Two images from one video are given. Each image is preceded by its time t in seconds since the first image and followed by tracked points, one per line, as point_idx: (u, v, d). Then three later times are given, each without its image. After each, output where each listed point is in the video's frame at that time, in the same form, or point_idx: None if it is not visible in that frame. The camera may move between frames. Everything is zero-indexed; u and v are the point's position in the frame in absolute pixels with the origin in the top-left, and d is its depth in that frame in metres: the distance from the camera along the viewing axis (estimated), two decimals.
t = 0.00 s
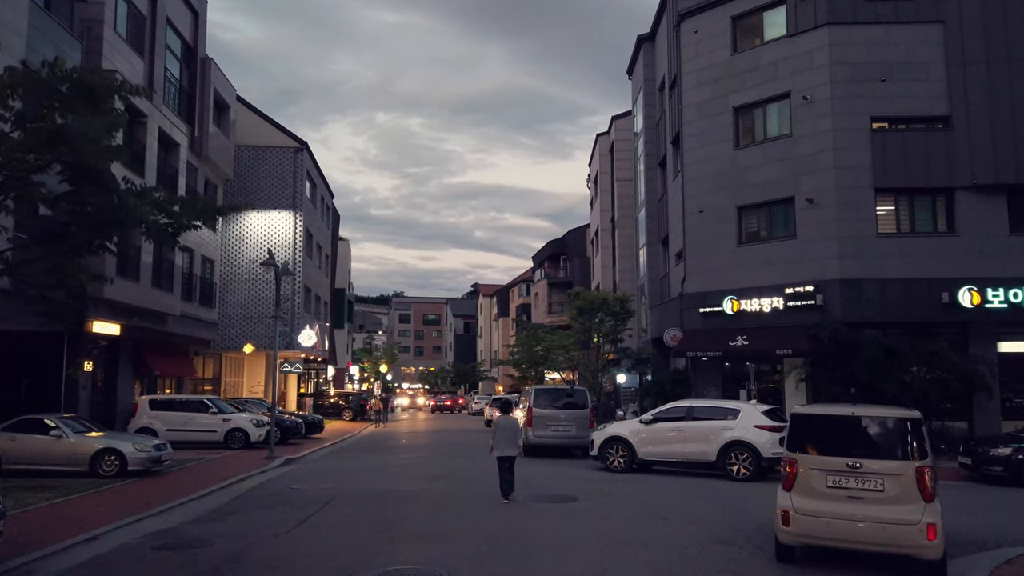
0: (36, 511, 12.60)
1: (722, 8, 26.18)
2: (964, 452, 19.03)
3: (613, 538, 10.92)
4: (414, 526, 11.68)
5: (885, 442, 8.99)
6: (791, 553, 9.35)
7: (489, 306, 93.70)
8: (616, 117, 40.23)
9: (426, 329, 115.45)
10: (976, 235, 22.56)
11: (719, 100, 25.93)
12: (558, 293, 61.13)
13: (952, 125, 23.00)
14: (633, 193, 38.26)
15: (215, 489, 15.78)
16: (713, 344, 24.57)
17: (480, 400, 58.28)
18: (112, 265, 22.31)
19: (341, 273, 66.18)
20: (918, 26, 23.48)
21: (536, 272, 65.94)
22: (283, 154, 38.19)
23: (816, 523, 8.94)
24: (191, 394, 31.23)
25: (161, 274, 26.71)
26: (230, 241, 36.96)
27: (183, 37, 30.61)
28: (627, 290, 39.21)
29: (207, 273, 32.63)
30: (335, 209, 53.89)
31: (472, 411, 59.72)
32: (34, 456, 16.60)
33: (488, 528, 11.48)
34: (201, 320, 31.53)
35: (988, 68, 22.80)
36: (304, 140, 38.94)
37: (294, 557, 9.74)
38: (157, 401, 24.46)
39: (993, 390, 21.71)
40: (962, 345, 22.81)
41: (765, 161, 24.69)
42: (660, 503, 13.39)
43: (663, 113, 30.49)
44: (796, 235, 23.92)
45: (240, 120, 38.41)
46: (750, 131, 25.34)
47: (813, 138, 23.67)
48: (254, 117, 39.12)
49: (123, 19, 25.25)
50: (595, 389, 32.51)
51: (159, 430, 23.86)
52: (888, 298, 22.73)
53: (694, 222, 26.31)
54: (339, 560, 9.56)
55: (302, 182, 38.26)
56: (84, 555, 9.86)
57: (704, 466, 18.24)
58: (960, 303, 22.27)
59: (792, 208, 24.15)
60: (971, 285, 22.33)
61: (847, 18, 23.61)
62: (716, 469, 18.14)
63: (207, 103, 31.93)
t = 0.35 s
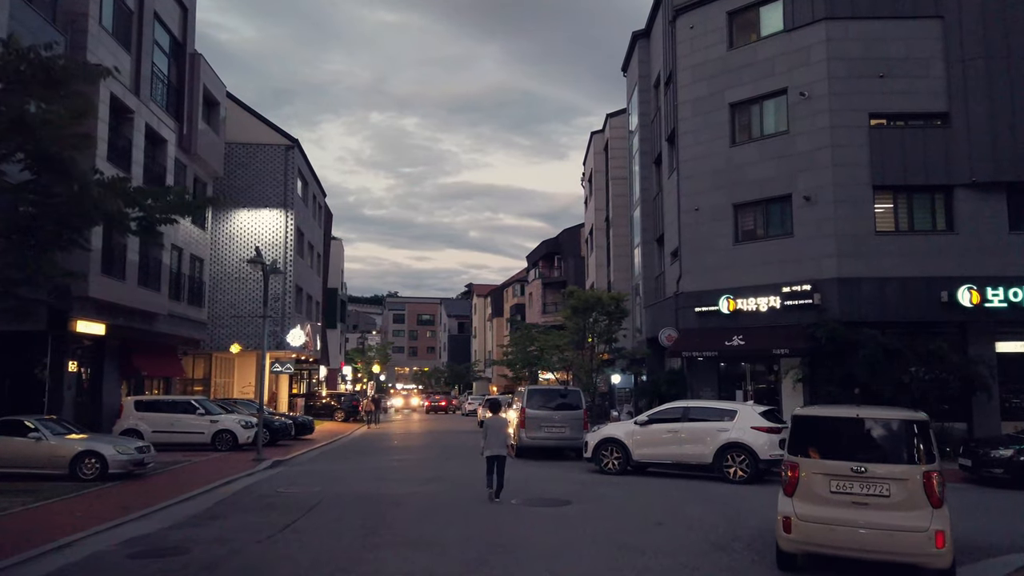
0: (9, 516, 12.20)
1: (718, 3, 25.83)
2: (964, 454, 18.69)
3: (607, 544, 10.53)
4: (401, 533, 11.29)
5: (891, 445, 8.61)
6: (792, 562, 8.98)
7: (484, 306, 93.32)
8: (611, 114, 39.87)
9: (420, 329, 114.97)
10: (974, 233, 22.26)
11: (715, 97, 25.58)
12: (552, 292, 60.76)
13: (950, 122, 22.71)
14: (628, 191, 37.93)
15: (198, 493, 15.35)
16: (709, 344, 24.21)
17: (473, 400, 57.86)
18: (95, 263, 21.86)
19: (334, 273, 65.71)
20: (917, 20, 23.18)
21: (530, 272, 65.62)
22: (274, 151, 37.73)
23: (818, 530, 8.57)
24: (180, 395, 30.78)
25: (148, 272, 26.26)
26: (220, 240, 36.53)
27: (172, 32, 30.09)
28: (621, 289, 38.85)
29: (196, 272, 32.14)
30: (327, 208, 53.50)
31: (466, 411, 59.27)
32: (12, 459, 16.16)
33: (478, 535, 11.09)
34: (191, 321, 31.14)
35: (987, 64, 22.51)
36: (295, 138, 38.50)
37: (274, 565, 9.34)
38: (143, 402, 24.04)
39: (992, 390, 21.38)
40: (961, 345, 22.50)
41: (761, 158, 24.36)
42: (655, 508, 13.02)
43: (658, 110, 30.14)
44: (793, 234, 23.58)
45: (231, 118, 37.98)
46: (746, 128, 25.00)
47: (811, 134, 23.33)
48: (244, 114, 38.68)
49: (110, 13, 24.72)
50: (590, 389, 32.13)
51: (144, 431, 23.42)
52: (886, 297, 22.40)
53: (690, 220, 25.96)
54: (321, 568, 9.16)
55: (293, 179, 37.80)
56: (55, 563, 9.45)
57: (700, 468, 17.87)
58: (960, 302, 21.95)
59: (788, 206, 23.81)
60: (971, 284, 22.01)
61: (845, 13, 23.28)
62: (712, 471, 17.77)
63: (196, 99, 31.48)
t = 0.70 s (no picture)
0: None
1: None
2: (961, 454, 18.40)
3: (599, 547, 10.14)
4: (386, 535, 10.89)
5: (894, 445, 8.28)
6: (792, 567, 8.61)
7: (474, 306, 92.91)
8: (602, 112, 39.54)
9: (411, 329, 114.40)
10: (970, 230, 22.01)
11: (708, 92, 25.27)
12: (543, 291, 60.41)
13: (945, 118, 22.47)
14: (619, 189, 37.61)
15: (177, 495, 14.90)
16: (701, 343, 23.87)
17: (463, 400, 57.43)
18: (76, 259, 21.39)
19: (323, 272, 65.16)
20: (912, 15, 22.94)
21: (520, 270, 65.28)
22: (261, 148, 37.22)
23: (818, 533, 8.21)
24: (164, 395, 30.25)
25: (131, 270, 25.76)
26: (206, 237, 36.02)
27: (156, 25, 29.57)
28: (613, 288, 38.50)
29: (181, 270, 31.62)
30: (315, 207, 53.02)
31: (456, 411, 58.80)
32: None
33: (466, 538, 10.70)
34: (176, 320, 30.68)
35: (982, 59, 22.29)
36: (283, 134, 38.00)
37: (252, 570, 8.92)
38: (124, 402, 23.55)
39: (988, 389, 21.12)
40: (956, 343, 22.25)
41: (754, 154, 24.05)
42: (649, 509, 12.64)
43: (650, 106, 29.82)
44: (786, 230, 23.29)
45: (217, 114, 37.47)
46: (739, 124, 24.69)
47: (805, 130, 23.04)
48: (230, 110, 38.19)
49: (91, 5, 24.20)
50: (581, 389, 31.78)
51: (125, 432, 22.93)
52: (880, 295, 22.13)
53: (682, 216, 25.64)
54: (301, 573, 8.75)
55: (280, 176, 37.32)
56: (21, 570, 9.01)
57: (693, 469, 17.52)
58: (955, 300, 21.70)
59: (782, 203, 23.51)
60: (966, 282, 21.75)
61: (839, 7, 23.00)
62: (705, 471, 17.42)
63: (181, 94, 30.96)
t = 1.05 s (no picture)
0: None
1: None
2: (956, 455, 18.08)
3: (592, 554, 9.71)
4: (369, 540, 10.44)
5: (899, 446, 7.88)
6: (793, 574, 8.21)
7: (464, 305, 92.38)
8: (593, 108, 39.14)
9: (400, 328, 113.71)
10: (965, 227, 21.72)
11: (700, 87, 24.89)
12: (533, 291, 59.99)
13: (940, 114, 22.18)
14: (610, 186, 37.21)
15: (153, 497, 14.39)
16: (693, 341, 23.49)
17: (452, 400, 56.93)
18: (53, 255, 20.83)
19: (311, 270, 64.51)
20: (907, 9, 22.64)
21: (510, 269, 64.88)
22: (247, 144, 36.61)
23: (821, 539, 7.80)
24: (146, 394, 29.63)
25: (110, 266, 25.18)
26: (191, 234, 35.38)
27: (138, 17, 28.93)
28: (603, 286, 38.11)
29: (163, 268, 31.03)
30: (303, 204, 52.40)
31: (445, 411, 58.28)
32: None
33: (452, 544, 10.26)
34: (159, 318, 30.11)
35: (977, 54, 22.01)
36: (269, 130, 37.43)
37: None
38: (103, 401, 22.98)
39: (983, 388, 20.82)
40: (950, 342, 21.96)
41: (748, 150, 23.69)
42: (641, 513, 12.23)
43: (642, 102, 29.44)
44: (780, 227, 22.94)
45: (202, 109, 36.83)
46: (732, 119, 24.33)
47: (799, 125, 22.69)
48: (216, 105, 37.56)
49: None
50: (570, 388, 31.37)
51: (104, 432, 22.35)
52: (875, 293, 21.80)
53: (674, 213, 25.27)
54: None
55: (266, 173, 36.75)
56: None
57: (685, 470, 17.13)
58: (950, 298, 21.38)
59: (775, 200, 23.16)
60: (961, 280, 21.45)
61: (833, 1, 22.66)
62: (698, 472, 17.03)
63: (164, 88, 30.31)
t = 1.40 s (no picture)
0: None
1: None
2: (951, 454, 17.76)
3: (579, 560, 9.31)
4: (348, 546, 10.02)
5: (900, 447, 7.52)
6: None
7: (454, 305, 91.85)
8: (582, 105, 38.77)
9: (389, 328, 113.01)
10: (958, 223, 21.44)
11: (690, 82, 24.56)
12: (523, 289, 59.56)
13: (933, 109, 21.91)
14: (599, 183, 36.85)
15: (126, 501, 13.91)
16: (683, 340, 23.14)
17: (442, 400, 56.45)
18: (28, 252, 20.29)
19: (298, 269, 63.88)
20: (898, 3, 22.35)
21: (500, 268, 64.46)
22: (232, 141, 36.09)
23: (820, 544, 7.43)
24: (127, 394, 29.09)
25: (89, 264, 24.63)
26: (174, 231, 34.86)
27: (119, 10, 28.35)
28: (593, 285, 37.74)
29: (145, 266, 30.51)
30: (290, 202, 51.83)
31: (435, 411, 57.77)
32: None
33: (433, 549, 9.85)
34: (141, 317, 29.58)
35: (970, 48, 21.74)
36: (254, 127, 36.93)
37: None
38: (81, 402, 22.46)
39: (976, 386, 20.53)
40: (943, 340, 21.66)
41: (738, 145, 23.37)
42: (630, 516, 11.84)
43: (631, 97, 29.08)
44: (771, 224, 22.62)
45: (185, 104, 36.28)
46: (723, 114, 24.00)
47: (790, 120, 22.39)
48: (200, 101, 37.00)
49: None
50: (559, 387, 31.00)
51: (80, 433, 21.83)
52: (867, 290, 21.50)
53: (664, 210, 24.92)
54: None
55: (251, 170, 36.26)
56: None
57: (675, 470, 16.76)
58: (943, 295, 21.06)
59: (766, 196, 22.83)
60: (954, 277, 21.14)
61: None
62: (689, 473, 16.66)
63: (146, 82, 29.76)
